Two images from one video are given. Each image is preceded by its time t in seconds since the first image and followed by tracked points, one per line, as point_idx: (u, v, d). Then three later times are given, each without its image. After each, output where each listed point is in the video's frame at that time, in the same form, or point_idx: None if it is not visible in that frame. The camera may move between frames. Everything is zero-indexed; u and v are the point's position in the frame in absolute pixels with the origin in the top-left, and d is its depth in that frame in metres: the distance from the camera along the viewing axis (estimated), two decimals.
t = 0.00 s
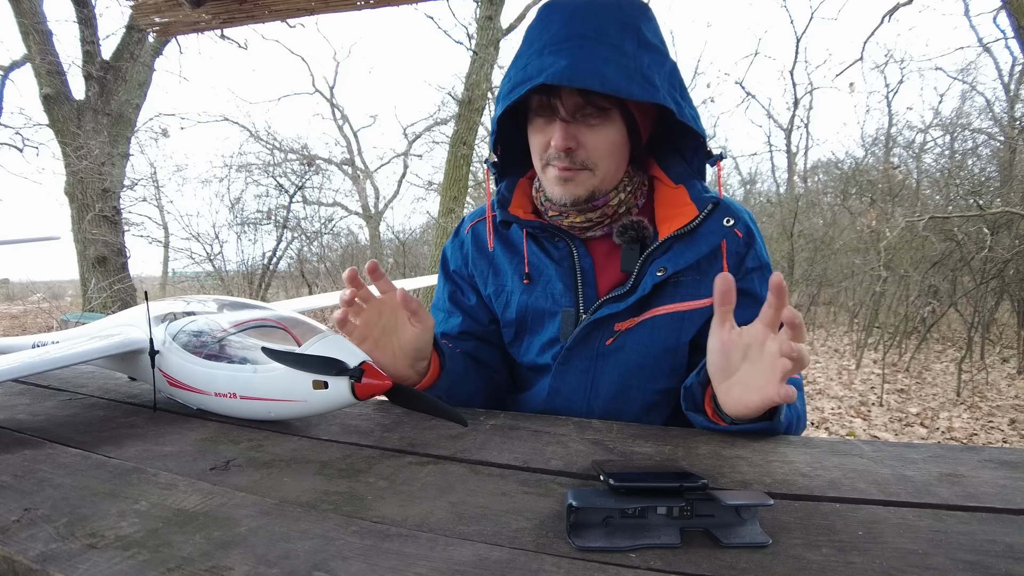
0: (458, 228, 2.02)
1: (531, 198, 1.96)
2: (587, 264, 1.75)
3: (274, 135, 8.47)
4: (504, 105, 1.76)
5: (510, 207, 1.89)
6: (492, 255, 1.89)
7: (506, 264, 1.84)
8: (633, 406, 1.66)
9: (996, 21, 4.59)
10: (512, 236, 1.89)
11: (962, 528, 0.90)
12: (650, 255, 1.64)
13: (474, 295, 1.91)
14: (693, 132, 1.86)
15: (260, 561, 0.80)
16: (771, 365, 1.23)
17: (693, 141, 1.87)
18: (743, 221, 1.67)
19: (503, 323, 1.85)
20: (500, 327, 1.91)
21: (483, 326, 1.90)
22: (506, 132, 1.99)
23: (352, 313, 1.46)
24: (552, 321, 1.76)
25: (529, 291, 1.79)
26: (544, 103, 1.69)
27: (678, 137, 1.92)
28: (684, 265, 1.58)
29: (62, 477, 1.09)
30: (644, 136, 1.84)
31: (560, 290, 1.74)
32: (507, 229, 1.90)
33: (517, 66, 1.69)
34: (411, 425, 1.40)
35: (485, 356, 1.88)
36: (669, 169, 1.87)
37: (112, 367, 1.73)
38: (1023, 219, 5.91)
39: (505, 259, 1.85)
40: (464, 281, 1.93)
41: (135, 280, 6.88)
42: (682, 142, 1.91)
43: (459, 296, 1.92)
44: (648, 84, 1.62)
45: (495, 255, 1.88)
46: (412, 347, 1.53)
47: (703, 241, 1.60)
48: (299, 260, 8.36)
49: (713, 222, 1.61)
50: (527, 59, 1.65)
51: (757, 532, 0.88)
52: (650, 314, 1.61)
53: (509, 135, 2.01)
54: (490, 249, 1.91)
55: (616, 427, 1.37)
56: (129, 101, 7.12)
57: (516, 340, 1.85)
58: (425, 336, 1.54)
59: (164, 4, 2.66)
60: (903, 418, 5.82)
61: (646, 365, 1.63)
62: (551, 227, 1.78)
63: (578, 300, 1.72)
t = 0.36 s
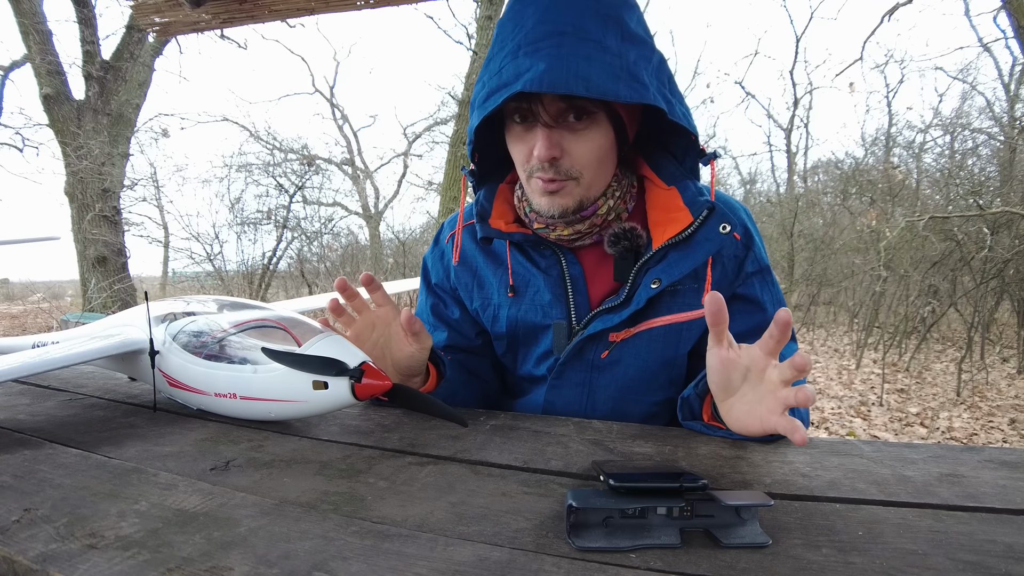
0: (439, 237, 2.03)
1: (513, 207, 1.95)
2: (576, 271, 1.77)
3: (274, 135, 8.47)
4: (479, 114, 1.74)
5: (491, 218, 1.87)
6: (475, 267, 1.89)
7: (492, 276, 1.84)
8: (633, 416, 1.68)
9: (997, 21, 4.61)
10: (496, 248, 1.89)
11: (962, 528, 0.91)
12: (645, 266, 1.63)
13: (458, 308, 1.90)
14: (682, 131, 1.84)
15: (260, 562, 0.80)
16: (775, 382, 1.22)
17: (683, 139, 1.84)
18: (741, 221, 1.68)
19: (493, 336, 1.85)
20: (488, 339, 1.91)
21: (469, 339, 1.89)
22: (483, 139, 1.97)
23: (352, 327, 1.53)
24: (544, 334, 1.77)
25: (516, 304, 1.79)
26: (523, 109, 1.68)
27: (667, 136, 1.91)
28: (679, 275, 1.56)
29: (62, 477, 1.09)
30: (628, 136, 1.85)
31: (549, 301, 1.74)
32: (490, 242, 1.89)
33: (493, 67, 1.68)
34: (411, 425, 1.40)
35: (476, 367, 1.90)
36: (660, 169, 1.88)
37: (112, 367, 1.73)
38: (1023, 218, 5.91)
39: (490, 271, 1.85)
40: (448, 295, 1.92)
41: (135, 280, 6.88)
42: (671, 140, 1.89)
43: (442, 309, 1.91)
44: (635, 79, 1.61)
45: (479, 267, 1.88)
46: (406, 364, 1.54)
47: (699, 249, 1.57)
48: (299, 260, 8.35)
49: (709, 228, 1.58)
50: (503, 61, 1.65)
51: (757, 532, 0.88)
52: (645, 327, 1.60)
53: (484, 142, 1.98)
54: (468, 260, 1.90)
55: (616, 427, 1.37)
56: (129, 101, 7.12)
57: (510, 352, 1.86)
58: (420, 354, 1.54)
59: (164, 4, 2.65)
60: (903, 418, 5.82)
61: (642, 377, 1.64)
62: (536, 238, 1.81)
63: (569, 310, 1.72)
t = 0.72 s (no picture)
0: (444, 233, 2.02)
1: (519, 203, 1.95)
2: (580, 268, 1.75)
3: (274, 135, 8.46)
4: (487, 110, 1.75)
5: (498, 214, 1.88)
6: (480, 262, 1.89)
7: (497, 271, 1.84)
8: (633, 413, 1.68)
9: (996, 22, 4.62)
10: (502, 243, 1.88)
11: (962, 529, 0.91)
12: (646, 261, 1.63)
13: (464, 304, 1.91)
14: (685, 129, 1.84)
15: (260, 562, 0.80)
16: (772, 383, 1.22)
17: (686, 138, 1.85)
18: (740, 220, 1.68)
19: (497, 331, 1.85)
20: (492, 335, 1.91)
21: (473, 334, 1.90)
22: (491, 136, 1.97)
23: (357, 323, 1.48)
24: (547, 329, 1.77)
25: (521, 300, 1.79)
26: (532, 106, 1.70)
27: (670, 134, 1.91)
28: (680, 271, 1.57)
29: (62, 477, 1.09)
30: (634, 134, 1.84)
31: (553, 297, 1.74)
32: (495, 237, 1.88)
33: (502, 66, 1.69)
34: (411, 425, 1.40)
35: (478, 363, 1.89)
36: (663, 168, 1.88)
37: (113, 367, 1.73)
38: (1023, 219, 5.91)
39: (495, 267, 1.85)
40: (453, 290, 1.92)
41: (135, 280, 6.87)
42: (675, 139, 1.90)
43: (448, 304, 1.91)
44: (641, 76, 1.62)
45: (484, 262, 1.88)
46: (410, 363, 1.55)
47: (699, 245, 1.58)
48: (299, 260, 8.35)
49: (708, 225, 1.59)
50: (512, 59, 1.66)
51: (757, 532, 0.88)
52: (646, 322, 1.61)
53: (493, 139, 1.99)
54: (475, 256, 1.90)
55: (616, 428, 1.37)
56: (129, 101, 7.13)
57: (512, 348, 1.86)
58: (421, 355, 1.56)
59: (164, 4, 2.65)
60: (903, 418, 5.82)
61: (644, 373, 1.64)
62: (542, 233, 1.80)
63: (572, 307, 1.72)
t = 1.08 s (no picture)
0: (460, 228, 2.02)
1: (533, 198, 1.96)
2: (587, 262, 1.76)
3: (274, 135, 8.45)
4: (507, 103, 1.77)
5: (513, 205, 1.89)
6: (493, 254, 1.89)
7: (507, 262, 1.84)
8: (635, 400, 1.66)
9: (997, 23, 4.62)
10: (514, 235, 1.89)
11: (961, 529, 0.90)
12: (649, 250, 1.64)
13: (475, 295, 1.91)
14: (687, 129, 1.86)
15: (260, 562, 0.80)
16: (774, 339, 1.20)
17: (687, 137, 1.87)
18: (739, 217, 1.69)
19: (504, 320, 1.84)
20: (501, 327, 1.91)
21: (484, 326, 1.90)
22: (508, 132, 2.00)
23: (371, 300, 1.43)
24: (552, 317, 1.75)
25: (529, 289, 1.78)
26: (547, 101, 1.73)
27: (673, 135, 1.92)
28: (682, 258, 1.58)
29: (62, 477, 1.09)
30: (641, 132, 1.86)
31: (561, 287, 1.74)
32: (508, 227, 1.90)
33: (520, 63, 1.70)
34: (411, 425, 1.39)
35: (483, 355, 1.89)
36: (666, 167, 1.88)
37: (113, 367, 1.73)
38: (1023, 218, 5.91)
39: (506, 257, 1.85)
40: (466, 281, 1.93)
41: (135, 280, 6.88)
42: (678, 139, 1.91)
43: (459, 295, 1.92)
44: (650, 75, 1.64)
45: (496, 253, 1.89)
46: (420, 342, 1.49)
47: (699, 234, 1.59)
48: (299, 260, 8.35)
49: (708, 215, 1.61)
50: (529, 57, 1.67)
51: (757, 532, 0.88)
52: (650, 310, 1.60)
53: (510, 134, 2.02)
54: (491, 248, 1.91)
55: (617, 427, 1.37)
56: (129, 101, 7.13)
57: (518, 339, 1.84)
58: (436, 330, 1.49)
59: (164, 4, 2.65)
60: (903, 418, 5.82)
61: (648, 360, 1.63)
62: (552, 226, 1.78)
63: (579, 296, 1.71)
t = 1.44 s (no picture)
0: (461, 228, 2.02)
1: (533, 198, 1.96)
2: (586, 261, 1.75)
3: (274, 134, 8.44)
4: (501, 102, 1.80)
5: (513, 204, 1.90)
6: (493, 253, 1.90)
7: (507, 261, 1.84)
8: (634, 398, 1.65)
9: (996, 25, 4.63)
10: (514, 234, 1.90)
11: (962, 529, 0.91)
12: (645, 247, 1.65)
13: (477, 295, 1.91)
14: (678, 126, 1.87)
15: (260, 561, 0.80)
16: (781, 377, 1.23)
17: (678, 135, 1.88)
18: (734, 214, 1.68)
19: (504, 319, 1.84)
20: (501, 326, 1.91)
21: (485, 324, 1.90)
22: (506, 132, 2.01)
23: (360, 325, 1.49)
24: (550, 316, 1.75)
25: (529, 287, 1.78)
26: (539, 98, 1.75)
27: (666, 132, 1.92)
28: (677, 254, 1.57)
29: (62, 477, 1.09)
30: (636, 130, 1.85)
31: (560, 285, 1.74)
32: (509, 226, 1.91)
33: (512, 64, 1.73)
34: (410, 425, 1.40)
35: (482, 354, 1.88)
36: (660, 165, 1.88)
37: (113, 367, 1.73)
38: (1023, 219, 5.91)
39: (506, 257, 1.86)
40: (467, 281, 1.93)
41: (135, 280, 6.88)
42: (670, 137, 1.91)
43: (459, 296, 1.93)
44: (638, 72, 1.64)
45: (496, 252, 1.89)
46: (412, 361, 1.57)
47: (693, 229, 1.59)
48: (299, 260, 8.35)
49: (701, 209, 1.61)
50: (520, 57, 1.70)
51: (757, 532, 0.88)
52: (648, 307, 1.61)
53: (509, 135, 2.02)
54: (491, 247, 1.92)
55: (617, 427, 1.37)
56: (129, 101, 7.13)
57: (518, 337, 1.83)
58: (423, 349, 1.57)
59: (164, 4, 2.65)
60: (903, 418, 5.82)
61: (647, 357, 1.63)
62: (553, 226, 1.79)
63: (578, 295, 1.72)
